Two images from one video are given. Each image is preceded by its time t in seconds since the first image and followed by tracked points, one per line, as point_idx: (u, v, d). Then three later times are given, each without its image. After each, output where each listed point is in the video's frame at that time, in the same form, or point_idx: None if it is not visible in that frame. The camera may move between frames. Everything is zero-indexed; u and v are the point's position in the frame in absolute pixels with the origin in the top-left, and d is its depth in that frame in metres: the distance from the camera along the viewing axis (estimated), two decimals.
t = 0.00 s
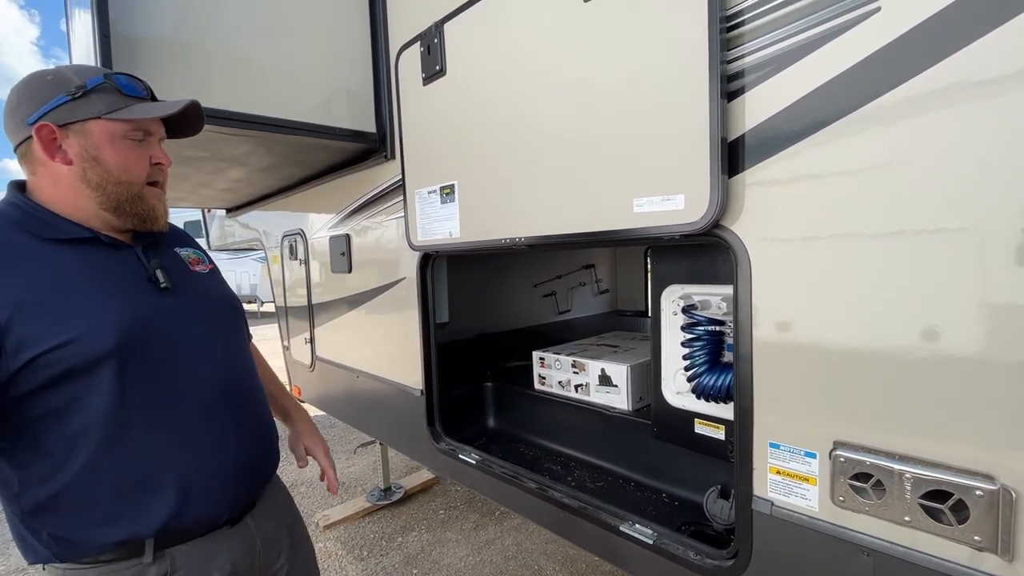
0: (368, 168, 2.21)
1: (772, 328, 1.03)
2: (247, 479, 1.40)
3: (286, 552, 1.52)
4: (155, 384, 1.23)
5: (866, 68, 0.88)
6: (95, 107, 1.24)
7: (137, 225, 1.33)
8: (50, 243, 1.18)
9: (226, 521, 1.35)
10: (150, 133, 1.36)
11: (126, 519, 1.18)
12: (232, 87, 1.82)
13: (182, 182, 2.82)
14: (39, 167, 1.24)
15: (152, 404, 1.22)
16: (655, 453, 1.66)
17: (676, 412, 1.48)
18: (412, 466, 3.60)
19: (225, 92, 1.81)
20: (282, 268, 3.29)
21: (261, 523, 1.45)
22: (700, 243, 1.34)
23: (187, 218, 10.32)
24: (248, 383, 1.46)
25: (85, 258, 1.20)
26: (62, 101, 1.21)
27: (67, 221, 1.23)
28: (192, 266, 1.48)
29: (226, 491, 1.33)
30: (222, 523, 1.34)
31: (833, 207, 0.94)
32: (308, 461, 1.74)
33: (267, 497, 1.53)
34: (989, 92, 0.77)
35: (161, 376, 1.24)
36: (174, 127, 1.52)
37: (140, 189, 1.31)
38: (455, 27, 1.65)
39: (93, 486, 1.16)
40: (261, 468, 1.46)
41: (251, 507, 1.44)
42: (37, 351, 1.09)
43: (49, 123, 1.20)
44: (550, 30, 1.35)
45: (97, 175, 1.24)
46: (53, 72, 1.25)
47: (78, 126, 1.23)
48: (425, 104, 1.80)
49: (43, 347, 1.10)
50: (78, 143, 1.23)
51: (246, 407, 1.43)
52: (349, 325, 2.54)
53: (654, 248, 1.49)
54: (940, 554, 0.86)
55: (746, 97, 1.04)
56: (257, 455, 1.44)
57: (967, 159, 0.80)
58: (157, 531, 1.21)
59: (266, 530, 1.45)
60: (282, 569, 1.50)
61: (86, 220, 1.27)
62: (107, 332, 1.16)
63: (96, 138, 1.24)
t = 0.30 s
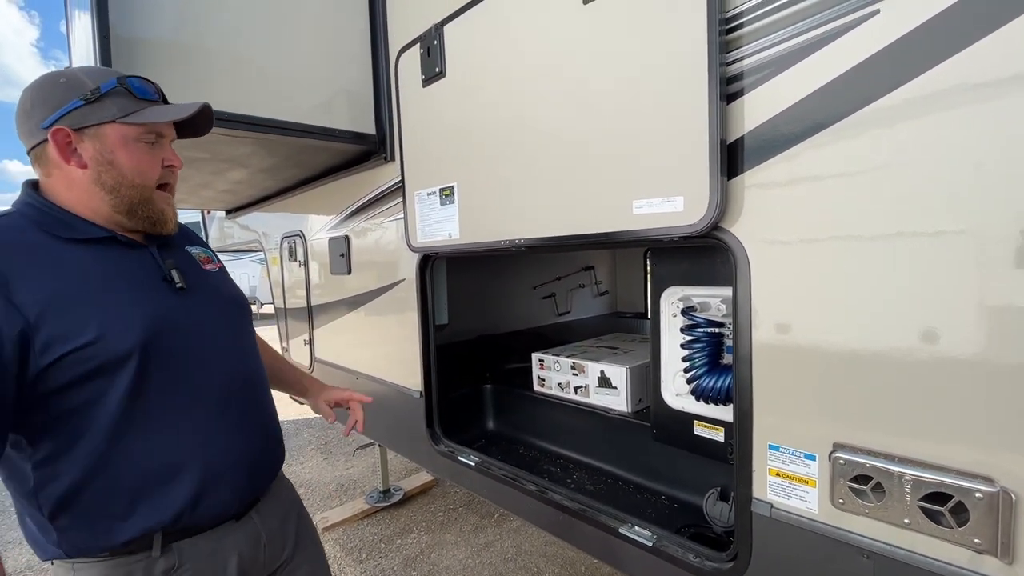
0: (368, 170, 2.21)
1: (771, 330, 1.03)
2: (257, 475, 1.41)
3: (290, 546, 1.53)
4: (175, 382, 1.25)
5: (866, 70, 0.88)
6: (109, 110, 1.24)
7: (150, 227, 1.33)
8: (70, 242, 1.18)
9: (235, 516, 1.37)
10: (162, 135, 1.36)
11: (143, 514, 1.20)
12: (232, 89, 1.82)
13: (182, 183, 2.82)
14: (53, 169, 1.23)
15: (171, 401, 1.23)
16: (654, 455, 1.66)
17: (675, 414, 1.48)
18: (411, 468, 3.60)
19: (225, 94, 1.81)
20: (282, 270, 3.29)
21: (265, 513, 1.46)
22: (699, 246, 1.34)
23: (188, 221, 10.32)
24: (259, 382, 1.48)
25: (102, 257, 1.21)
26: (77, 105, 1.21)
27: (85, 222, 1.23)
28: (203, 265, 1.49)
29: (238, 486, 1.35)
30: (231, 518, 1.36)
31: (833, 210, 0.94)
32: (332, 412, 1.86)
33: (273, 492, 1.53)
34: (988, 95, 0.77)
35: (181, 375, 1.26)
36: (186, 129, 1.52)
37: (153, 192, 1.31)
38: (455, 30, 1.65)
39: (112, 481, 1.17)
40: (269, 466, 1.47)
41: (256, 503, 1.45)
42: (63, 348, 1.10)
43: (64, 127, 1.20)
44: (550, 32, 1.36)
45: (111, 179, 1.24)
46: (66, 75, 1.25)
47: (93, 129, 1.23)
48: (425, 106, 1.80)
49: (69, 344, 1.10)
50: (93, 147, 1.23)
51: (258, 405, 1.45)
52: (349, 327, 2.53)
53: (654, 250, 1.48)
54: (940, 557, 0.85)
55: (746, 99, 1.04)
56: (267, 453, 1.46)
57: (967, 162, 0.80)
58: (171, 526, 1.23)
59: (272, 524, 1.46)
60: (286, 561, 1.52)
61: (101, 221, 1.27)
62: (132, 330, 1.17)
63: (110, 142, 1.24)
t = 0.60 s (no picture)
0: (368, 171, 2.21)
1: (770, 332, 1.03)
2: (278, 473, 1.43)
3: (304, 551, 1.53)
4: (202, 379, 1.29)
5: (865, 72, 0.88)
6: (164, 117, 1.31)
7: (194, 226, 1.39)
8: (114, 240, 1.24)
9: (255, 513, 1.38)
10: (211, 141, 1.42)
11: (166, 505, 1.23)
12: (231, 89, 1.82)
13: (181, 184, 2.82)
14: (111, 171, 1.32)
15: (199, 395, 1.28)
16: (654, 457, 1.66)
17: (675, 415, 1.47)
18: (410, 469, 3.59)
19: (225, 94, 1.81)
20: (281, 271, 3.29)
21: (285, 514, 1.48)
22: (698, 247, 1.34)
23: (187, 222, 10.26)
24: (285, 383, 1.51)
25: (144, 253, 1.27)
26: (135, 112, 1.29)
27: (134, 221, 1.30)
28: (238, 268, 1.54)
29: (260, 483, 1.37)
30: (251, 515, 1.37)
31: (832, 211, 0.94)
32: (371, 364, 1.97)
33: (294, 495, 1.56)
34: (987, 97, 0.77)
35: (209, 371, 1.31)
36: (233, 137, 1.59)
37: (199, 194, 1.38)
38: (454, 30, 1.65)
39: (141, 470, 1.22)
40: (290, 465, 1.49)
41: (276, 503, 1.47)
42: (95, 343, 1.16)
43: (122, 132, 1.28)
44: (550, 33, 1.35)
45: (162, 181, 1.31)
46: (126, 84, 1.33)
47: (148, 135, 1.30)
48: (425, 107, 1.80)
49: (101, 338, 1.16)
50: (147, 151, 1.30)
51: (282, 404, 1.48)
52: (348, 328, 2.53)
53: (653, 251, 1.49)
54: (940, 559, 0.85)
55: (746, 101, 1.04)
56: (289, 451, 1.49)
57: (966, 163, 0.80)
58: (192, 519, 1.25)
59: (288, 525, 1.47)
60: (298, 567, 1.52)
61: (150, 221, 1.34)
62: (162, 327, 1.22)
63: (163, 147, 1.32)
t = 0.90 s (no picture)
0: (368, 171, 2.21)
1: (770, 334, 1.03)
2: (316, 469, 1.38)
3: (341, 543, 1.47)
4: (250, 366, 1.27)
5: (865, 75, 0.88)
6: (235, 130, 1.32)
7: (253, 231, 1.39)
8: (178, 237, 1.25)
9: (292, 506, 1.33)
10: (274, 153, 1.43)
11: (211, 488, 1.22)
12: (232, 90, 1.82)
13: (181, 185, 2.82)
14: (184, 177, 1.34)
15: (244, 384, 1.26)
16: (654, 458, 1.66)
17: (674, 417, 1.48)
18: (408, 471, 3.59)
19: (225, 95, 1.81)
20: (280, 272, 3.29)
21: (321, 506, 1.41)
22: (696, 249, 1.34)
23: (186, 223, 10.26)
24: (330, 378, 1.48)
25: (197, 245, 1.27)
26: (210, 124, 1.30)
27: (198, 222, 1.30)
28: (289, 268, 1.51)
29: (298, 478, 1.33)
30: (290, 504, 1.33)
31: (832, 213, 0.94)
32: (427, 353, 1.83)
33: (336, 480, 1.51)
34: (987, 100, 0.78)
35: (256, 361, 1.29)
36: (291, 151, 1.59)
37: (261, 201, 1.38)
38: (455, 32, 1.65)
39: (186, 454, 1.20)
40: (330, 461, 1.44)
41: (315, 495, 1.41)
42: (150, 326, 1.15)
43: (198, 141, 1.29)
44: (550, 35, 1.36)
45: (228, 188, 1.32)
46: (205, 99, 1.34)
47: (220, 145, 1.32)
48: (425, 109, 1.80)
49: (156, 319, 1.15)
50: (218, 159, 1.31)
51: (326, 399, 1.45)
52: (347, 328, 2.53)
53: (652, 253, 1.49)
54: (938, 562, 0.85)
55: (745, 103, 1.04)
56: (331, 447, 1.45)
57: (966, 165, 0.80)
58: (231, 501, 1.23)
59: (327, 517, 1.42)
60: (335, 563, 1.45)
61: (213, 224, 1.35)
62: (212, 313, 1.21)
63: (232, 156, 1.33)
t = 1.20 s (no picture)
0: (368, 172, 2.21)
1: (770, 336, 1.03)
2: (334, 464, 1.37)
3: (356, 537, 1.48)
4: (279, 354, 1.30)
5: (865, 77, 0.89)
6: (281, 130, 1.37)
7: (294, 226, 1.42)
8: (228, 228, 1.32)
9: (309, 495, 1.34)
10: (320, 154, 1.46)
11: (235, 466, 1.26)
12: (233, 89, 1.83)
13: (181, 184, 2.82)
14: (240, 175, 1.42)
15: (270, 371, 1.29)
16: (653, 459, 1.66)
17: (674, 418, 1.47)
18: (406, 472, 3.58)
19: (226, 94, 1.81)
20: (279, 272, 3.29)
21: (341, 499, 1.41)
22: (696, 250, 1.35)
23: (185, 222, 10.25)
24: (360, 374, 1.48)
25: (242, 236, 1.33)
26: (261, 125, 1.37)
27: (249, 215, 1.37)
28: (331, 265, 1.51)
29: (314, 469, 1.32)
30: (308, 493, 1.33)
31: (832, 215, 0.94)
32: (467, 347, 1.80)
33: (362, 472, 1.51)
34: (986, 103, 0.78)
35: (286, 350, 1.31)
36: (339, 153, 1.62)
37: (300, 198, 1.40)
38: (456, 33, 1.66)
39: (215, 432, 1.26)
40: (352, 456, 1.43)
41: (334, 487, 1.40)
42: (191, 308, 1.22)
43: (249, 141, 1.37)
44: (551, 37, 1.36)
45: (271, 184, 1.37)
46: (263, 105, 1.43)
47: (269, 144, 1.38)
48: (425, 109, 1.80)
49: (196, 301, 1.23)
50: (266, 157, 1.37)
51: (354, 395, 1.45)
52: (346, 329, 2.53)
53: (652, 254, 1.49)
54: (937, 564, 0.85)
55: (745, 105, 1.04)
56: (355, 444, 1.44)
57: (966, 168, 0.80)
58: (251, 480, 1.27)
59: (346, 511, 1.42)
60: (347, 556, 1.46)
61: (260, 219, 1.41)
62: (245, 300, 1.26)
63: (279, 155, 1.38)
